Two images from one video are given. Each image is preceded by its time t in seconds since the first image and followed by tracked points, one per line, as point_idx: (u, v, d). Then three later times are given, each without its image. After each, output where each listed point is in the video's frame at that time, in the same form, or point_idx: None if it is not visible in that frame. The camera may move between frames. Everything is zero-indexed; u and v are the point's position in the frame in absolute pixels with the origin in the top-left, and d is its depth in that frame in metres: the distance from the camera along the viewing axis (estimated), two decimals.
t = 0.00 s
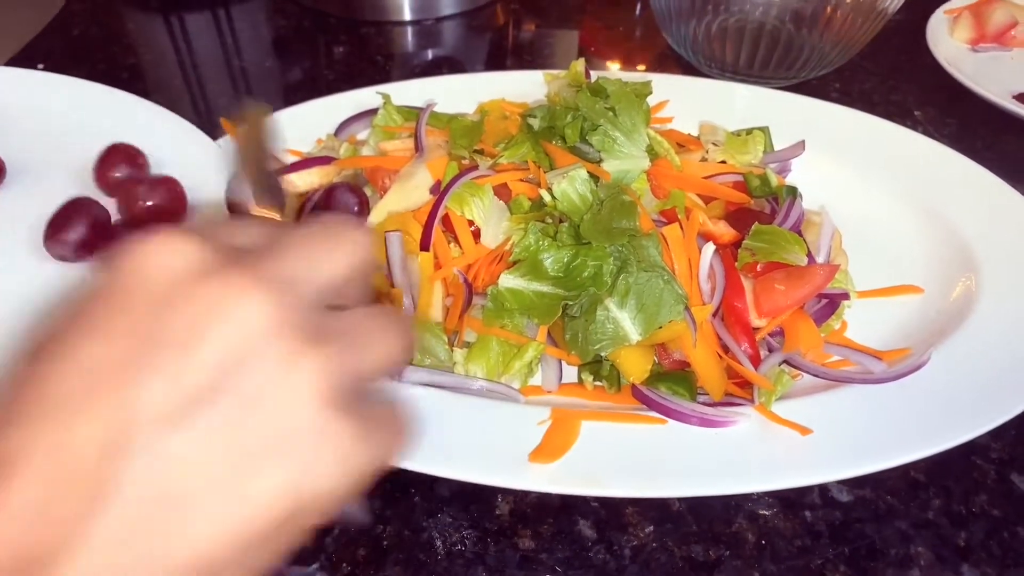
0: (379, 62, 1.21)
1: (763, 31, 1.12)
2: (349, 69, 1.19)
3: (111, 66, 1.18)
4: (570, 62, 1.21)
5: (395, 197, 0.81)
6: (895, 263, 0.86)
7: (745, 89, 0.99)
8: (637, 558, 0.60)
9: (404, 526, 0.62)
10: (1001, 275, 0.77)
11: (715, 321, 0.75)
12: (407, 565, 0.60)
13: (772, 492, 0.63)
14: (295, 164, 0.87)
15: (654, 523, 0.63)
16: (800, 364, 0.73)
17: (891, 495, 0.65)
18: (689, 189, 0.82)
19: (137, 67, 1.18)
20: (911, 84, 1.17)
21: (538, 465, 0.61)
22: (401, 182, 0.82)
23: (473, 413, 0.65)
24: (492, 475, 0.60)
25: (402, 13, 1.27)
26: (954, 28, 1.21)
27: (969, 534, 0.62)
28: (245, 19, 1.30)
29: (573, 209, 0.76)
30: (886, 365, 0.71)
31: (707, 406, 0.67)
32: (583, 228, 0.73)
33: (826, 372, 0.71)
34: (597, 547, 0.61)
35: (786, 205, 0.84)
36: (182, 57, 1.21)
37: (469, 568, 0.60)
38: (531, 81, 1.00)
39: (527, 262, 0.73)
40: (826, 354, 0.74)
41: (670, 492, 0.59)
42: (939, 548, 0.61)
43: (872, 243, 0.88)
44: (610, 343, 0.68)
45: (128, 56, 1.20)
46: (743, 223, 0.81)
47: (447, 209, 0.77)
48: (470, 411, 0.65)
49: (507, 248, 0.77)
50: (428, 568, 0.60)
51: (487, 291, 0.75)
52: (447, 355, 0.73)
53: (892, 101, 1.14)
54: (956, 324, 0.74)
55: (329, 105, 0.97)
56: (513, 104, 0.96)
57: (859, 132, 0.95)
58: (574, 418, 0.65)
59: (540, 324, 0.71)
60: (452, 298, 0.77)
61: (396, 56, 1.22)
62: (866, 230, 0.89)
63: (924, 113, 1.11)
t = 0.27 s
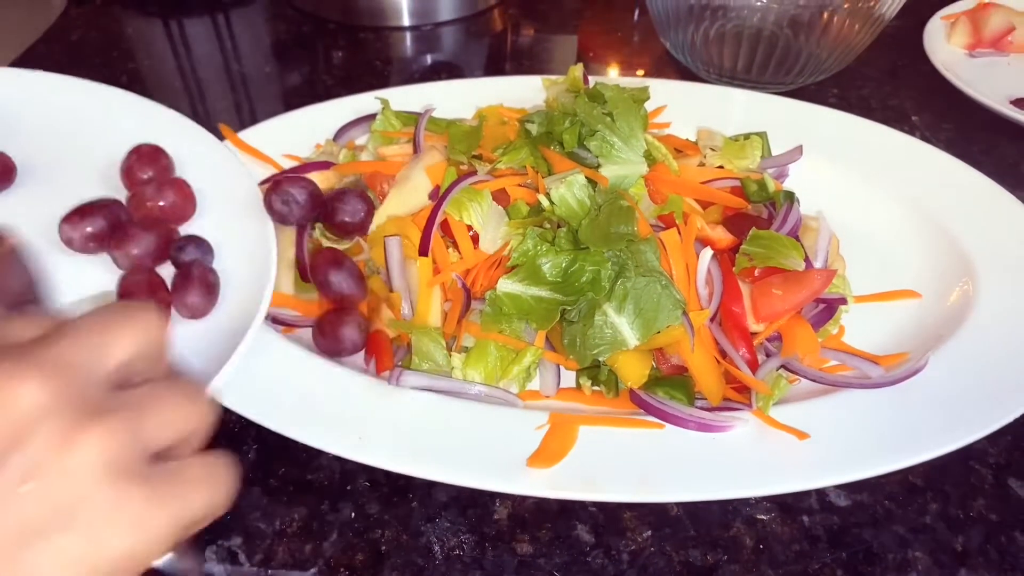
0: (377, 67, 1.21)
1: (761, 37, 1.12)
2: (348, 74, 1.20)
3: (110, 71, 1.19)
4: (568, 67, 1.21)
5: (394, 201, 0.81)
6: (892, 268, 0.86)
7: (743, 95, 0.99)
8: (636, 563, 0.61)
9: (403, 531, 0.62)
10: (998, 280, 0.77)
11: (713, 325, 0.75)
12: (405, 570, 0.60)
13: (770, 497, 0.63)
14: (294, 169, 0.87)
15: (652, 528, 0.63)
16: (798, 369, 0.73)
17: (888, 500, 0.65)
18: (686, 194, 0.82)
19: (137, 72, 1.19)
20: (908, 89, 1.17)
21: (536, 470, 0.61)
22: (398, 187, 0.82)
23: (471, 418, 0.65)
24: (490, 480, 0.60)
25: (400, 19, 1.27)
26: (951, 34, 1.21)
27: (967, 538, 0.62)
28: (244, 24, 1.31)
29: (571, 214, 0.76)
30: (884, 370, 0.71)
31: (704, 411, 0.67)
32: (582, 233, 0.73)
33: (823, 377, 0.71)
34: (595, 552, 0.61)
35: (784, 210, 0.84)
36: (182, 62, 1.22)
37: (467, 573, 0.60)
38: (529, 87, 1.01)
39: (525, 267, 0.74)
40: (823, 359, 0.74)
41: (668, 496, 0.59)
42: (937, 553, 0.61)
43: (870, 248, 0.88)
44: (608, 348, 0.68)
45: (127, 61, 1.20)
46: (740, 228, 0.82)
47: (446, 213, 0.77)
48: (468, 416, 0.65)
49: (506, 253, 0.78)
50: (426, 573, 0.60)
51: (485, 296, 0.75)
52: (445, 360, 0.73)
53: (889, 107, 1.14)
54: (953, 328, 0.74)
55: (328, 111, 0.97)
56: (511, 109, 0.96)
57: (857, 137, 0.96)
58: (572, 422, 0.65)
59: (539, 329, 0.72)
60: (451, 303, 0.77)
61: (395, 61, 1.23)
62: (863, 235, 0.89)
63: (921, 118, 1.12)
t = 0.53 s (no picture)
0: (377, 61, 1.21)
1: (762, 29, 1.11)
2: (348, 68, 1.19)
3: (109, 65, 1.18)
4: (568, 61, 1.20)
5: (395, 193, 0.81)
6: (895, 261, 0.86)
7: (745, 88, 0.99)
8: (637, 557, 0.60)
9: (403, 525, 0.62)
10: (1001, 273, 0.77)
11: (714, 319, 0.74)
12: (406, 564, 0.60)
13: (771, 491, 0.63)
14: (294, 162, 0.87)
15: (654, 522, 0.63)
16: (800, 363, 0.73)
17: (891, 493, 0.65)
18: (687, 187, 0.82)
19: (136, 66, 1.18)
20: (910, 82, 1.17)
21: (537, 463, 0.61)
22: (398, 179, 0.82)
23: (471, 412, 0.65)
24: (490, 474, 0.60)
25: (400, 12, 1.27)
26: (953, 27, 1.21)
27: (969, 532, 0.62)
28: (244, 18, 1.30)
29: (572, 207, 0.76)
30: (886, 363, 0.70)
31: (706, 405, 0.67)
32: (583, 227, 0.73)
33: (825, 370, 0.71)
34: (596, 545, 0.61)
35: (786, 203, 0.84)
36: (181, 56, 1.21)
37: (468, 566, 0.60)
38: (529, 80, 1.00)
39: (526, 260, 0.73)
40: (825, 353, 0.74)
41: (669, 490, 0.59)
42: (940, 546, 0.61)
43: (872, 241, 0.88)
44: (609, 341, 0.68)
45: (126, 55, 1.20)
46: (742, 220, 0.81)
47: (447, 207, 0.77)
48: (468, 410, 0.65)
49: (507, 247, 0.77)
50: (427, 567, 0.60)
51: (486, 290, 0.75)
52: (446, 353, 0.72)
53: (891, 100, 1.14)
54: (956, 322, 0.74)
55: (328, 104, 0.96)
56: (512, 102, 0.95)
57: (859, 130, 0.95)
58: (573, 416, 0.65)
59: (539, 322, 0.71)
60: (451, 296, 0.77)
61: (395, 55, 1.22)
62: (865, 229, 0.89)
63: (924, 112, 1.11)
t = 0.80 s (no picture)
0: (375, 62, 1.21)
1: (761, 31, 1.11)
2: (346, 70, 1.19)
3: (107, 67, 1.18)
4: (567, 62, 1.20)
5: (395, 193, 0.80)
6: (893, 263, 0.85)
7: (743, 89, 0.99)
8: (635, 560, 0.60)
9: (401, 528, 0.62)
10: (1000, 275, 0.77)
11: (712, 321, 0.74)
12: (403, 568, 0.60)
13: (769, 493, 0.63)
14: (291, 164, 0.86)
15: (652, 525, 0.62)
16: (798, 365, 0.73)
17: (889, 496, 0.64)
18: (685, 189, 0.82)
19: (134, 68, 1.18)
20: (909, 83, 1.17)
21: (534, 466, 0.60)
22: (396, 181, 0.81)
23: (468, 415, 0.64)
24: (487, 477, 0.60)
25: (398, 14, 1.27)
26: (951, 28, 1.21)
27: (968, 535, 0.62)
28: (242, 20, 1.30)
29: (570, 210, 0.76)
30: (885, 365, 0.70)
31: (703, 408, 0.67)
32: (581, 229, 0.72)
33: (823, 373, 0.71)
34: (594, 549, 0.61)
35: (784, 205, 0.83)
36: (179, 58, 1.21)
37: (465, 570, 0.60)
38: (528, 82, 1.00)
39: (524, 263, 0.73)
40: (823, 355, 0.74)
41: (665, 493, 0.59)
42: (938, 549, 0.61)
43: (870, 243, 0.88)
44: (607, 344, 0.68)
45: (124, 57, 1.20)
46: (739, 222, 0.81)
47: (445, 209, 0.77)
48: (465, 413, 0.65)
49: (504, 249, 0.77)
50: (424, 571, 0.60)
51: (484, 292, 0.75)
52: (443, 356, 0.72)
53: (889, 101, 1.14)
54: (954, 323, 0.74)
55: (325, 107, 0.96)
56: (509, 104, 0.95)
57: (857, 131, 0.95)
58: (570, 419, 0.64)
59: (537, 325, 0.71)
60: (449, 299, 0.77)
61: (393, 57, 1.22)
62: (864, 230, 0.89)
63: (922, 113, 1.11)
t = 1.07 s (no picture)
0: (374, 61, 1.20)
1: (761, 30, 1.11)
2: (345, 69, 1.19)
3: (106, 66, 1.18)
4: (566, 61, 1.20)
5: (394, 193, 0.80)
6: (893, 263, 0.85)
7: (743, 89, 0.99)
8: (634, 560, 0.60)
9: (400, 528, 0.62)
10: (1000, 275, 0.77)
11: (712, 321, 0.74)
12: (402, 568, 0.60)
13: (769, 493, 0.63)
14: (290, 164, 0.86)
15: (651, 525, 0.62)
16: (798, 365, 0.73)
17: (889, 496, 0.64)
18: (684, 188, 0.82)
19: (132, 67, 1.18)
20: (908, 83, 1.17)
21: (534, 467, 0.60)
22: (396, 180, 0.81)
23: (468, 414, 0.64)
24: (487, 477, 0.60)
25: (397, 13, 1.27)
26: (951, 27, 1.21)
27: (968, 535, 0.62)
28: (241, 19, 1.30)
29: (569, 209, 0.76)
30: (885, 365, 0.70)
31: (703, 407, 0.67)
32: (581, 229, 0.72)
33: (823, 373, 0.71)
34: (593, 549, 0.61)
35: (784, 205, 0.83)
36: (178, 57, 1.21)
37: (465, 570, 0.60)
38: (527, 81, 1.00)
39: (523, 262, 0.73)
40: (823, 355, 0.74)
41: (665, 493, 0.59)
42: (938, 549, 0.61)
43: (870, 243, 0.88)
44: (606, 344, 0.68)
45: (123, 56, 1.20)
46: (740, 222, 0.81)
47: (444, 209, 0.77)
48: (464, 413, 0.64)
49: (503, 249, 0.77)
50: (423, 571, 0.59)
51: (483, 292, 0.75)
52: (443, 355, 0.72)
53: (889, 100, 1.14)
54: (954, 323, 0.73)
55: (325, 106, 0.96)
56: (509, 103, 0.95)
57: (857, 131, 0.95)
58: (570, 418, 0.64)
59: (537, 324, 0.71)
60: (449, 299, 0.77)
61: (392, 56, 1.22)
62: (864, 230, 0.89)
63: (922, 112, 1.11)
